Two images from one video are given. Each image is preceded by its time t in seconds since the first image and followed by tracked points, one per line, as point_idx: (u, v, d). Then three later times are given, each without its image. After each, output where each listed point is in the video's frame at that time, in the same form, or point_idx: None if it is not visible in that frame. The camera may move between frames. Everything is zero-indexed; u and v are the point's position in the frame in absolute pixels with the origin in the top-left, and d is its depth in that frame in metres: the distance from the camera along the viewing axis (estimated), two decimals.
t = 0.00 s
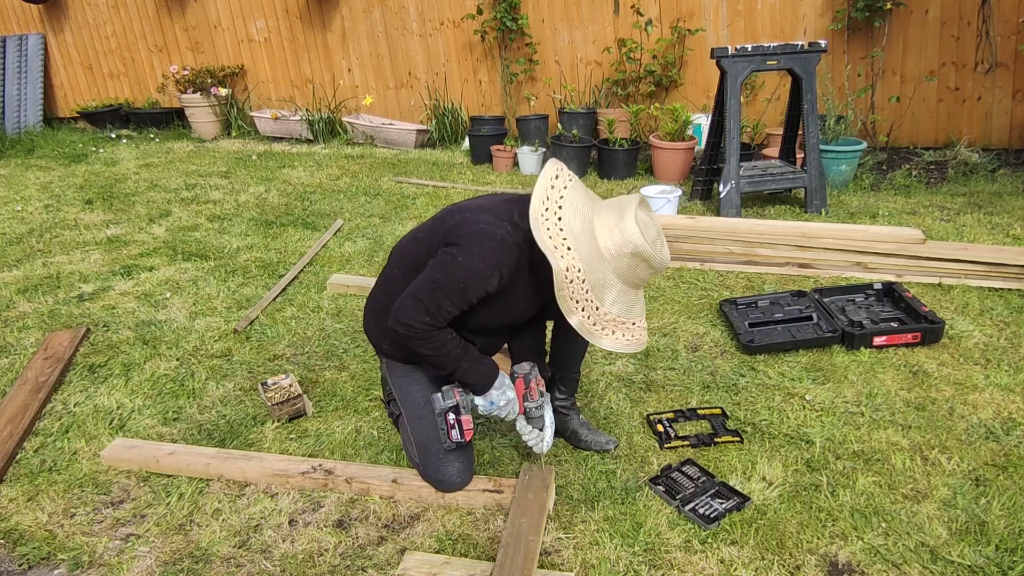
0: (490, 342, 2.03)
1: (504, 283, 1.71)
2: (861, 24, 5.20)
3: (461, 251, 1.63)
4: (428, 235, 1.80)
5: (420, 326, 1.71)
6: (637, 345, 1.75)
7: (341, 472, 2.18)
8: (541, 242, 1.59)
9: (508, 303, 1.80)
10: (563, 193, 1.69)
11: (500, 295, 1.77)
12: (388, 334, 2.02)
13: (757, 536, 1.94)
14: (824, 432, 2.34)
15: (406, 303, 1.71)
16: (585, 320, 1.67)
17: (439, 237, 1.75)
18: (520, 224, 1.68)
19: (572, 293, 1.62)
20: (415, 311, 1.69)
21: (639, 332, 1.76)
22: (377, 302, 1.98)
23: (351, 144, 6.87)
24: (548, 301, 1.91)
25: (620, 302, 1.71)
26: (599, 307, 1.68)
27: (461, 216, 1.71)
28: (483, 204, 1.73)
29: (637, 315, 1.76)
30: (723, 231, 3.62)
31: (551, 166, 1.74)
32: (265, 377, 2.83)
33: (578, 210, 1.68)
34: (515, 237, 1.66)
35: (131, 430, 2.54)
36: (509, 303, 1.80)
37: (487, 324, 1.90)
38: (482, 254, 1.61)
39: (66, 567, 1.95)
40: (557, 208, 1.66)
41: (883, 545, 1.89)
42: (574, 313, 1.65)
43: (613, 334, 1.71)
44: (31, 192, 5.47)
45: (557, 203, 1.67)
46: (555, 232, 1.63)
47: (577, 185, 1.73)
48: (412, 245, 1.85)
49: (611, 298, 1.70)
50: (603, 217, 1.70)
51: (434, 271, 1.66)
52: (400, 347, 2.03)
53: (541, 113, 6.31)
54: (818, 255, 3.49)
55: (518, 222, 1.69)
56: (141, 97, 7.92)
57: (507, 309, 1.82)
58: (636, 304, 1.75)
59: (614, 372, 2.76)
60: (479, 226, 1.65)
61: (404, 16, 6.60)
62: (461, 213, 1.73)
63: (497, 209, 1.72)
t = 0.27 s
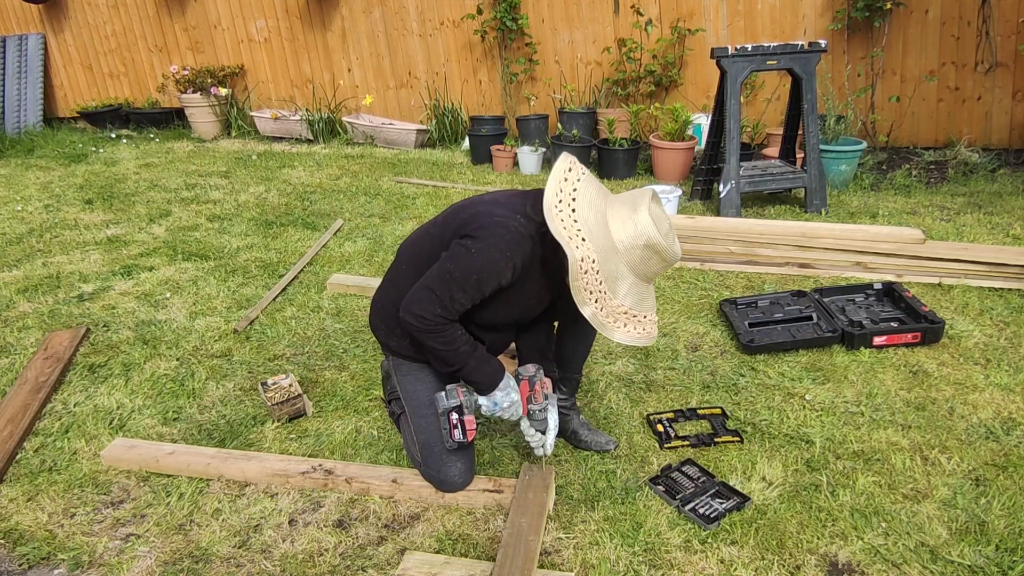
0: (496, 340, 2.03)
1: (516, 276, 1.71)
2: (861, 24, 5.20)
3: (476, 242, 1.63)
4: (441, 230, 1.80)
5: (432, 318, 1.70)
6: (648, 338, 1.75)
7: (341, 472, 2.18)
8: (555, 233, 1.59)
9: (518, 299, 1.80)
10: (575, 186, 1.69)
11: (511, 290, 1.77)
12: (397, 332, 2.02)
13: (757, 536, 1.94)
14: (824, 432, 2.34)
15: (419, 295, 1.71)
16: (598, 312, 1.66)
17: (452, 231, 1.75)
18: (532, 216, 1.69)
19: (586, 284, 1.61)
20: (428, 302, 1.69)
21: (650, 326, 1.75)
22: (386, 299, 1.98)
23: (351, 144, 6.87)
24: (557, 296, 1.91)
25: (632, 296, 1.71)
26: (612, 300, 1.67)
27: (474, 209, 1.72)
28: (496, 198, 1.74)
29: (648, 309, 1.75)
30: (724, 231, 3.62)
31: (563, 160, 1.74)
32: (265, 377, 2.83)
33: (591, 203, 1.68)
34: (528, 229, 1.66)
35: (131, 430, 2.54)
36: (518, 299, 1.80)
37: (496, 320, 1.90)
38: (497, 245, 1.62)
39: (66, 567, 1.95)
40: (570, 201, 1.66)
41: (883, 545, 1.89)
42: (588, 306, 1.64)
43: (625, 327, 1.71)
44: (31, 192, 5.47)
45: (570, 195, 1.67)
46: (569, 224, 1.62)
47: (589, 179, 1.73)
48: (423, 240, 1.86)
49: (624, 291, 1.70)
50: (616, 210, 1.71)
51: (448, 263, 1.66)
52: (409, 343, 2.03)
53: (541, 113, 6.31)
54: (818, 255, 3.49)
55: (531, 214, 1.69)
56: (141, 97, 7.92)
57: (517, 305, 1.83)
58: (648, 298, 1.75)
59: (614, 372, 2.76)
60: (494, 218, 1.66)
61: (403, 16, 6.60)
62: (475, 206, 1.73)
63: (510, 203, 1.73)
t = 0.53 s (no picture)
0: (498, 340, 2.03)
1: (521, 276, 1.71)
2: (861, 24, 5.20)
3: (481, 242, 1.63)
4: (445, 229, 1.80)
5: (436, 317, 1.70)
6: (650, 339, 1.76)
7: (341, 472, 2.18)
8: (565, 234, 1.57)
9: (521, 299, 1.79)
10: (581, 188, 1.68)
11: (514, 290, 1.77)
12: (399, 332, 2.02)
13: (757, 536, 1.94)
14: (824, 432, 2.34)
15: (423, 293, 1.71)
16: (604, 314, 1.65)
17: (456, 230, 1.75)
18: (537, 216, 1.68)
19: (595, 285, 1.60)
20: (432, 301, 1.69)
21: (651, 328, 1.77)
22: (388, 299, 1.98)
23: (351, 144, 6.87)
24: (559, 295, 1.91)
25: (636, 297, 1.72)
26: (617, 301, 1.67)
27: (479, 209, 1.71)
28: (500, 198, 1.74)
29: (649, 310, 1.77)
30: (724, 231, 3.62)
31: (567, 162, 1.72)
32: (265, 377, 2.83)
33: (597, 204, 1.68)
34: (534, 229, 1.66)
35: (131, 430, 2.54)
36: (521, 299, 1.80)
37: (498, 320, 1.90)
38: (502, 245, 1.61)
39: (66, 567, 1.95)
40: (577, 202, 1.65)
41: (883, 545, 1.89)
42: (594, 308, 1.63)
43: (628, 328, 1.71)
44: (31, 192, 5.47)
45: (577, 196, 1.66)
46: (577, 225, 1.61)
47: (593, 181, 1.73)
48: (426, 239, 1.85)
49: (628, 292, 1.70)
50: (620, 212, 1.72)
51: (452, 261, 1.66)
52: (410, 342, 2.03)
53: (541, 113, 6.31)
54: (818, 255, 3.49)
55: (535, 214, 1.69)
56: (141, 97, 7.92)
57: (520, 305, 1.83)
58: (649, 300, 1.76)
59: (614, 372, 2.77)
60: (499, 218, 1.66)
61: (403, 16, 6.60)
62: (479, 206, 1.73)
63: (515, 203, 1.72)
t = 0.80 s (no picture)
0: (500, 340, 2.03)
1: (523, 277, 1.71)
2: (861, 24, 5.20)
3: (484, 243, 1.62)
4: (447, 230, 1.79)
5: (440, 318, 1.70)
6: (651, 340, 1.76)
7: (341, 472, 2.18)
8: (566, 233, 1.57)
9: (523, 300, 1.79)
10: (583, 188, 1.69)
11: (517, 291, 1.77)
12: (401, 332, 2.02)
13: (757, 536, 1.94)
14: (824, 432, 2.34)
15: (426, 294, 1.70)
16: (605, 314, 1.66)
17: (459, 231, 1.75)
18: (540, 216, 1.68)
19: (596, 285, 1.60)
20: (436, 303, 1.69)
21: (653, 328, 1.76)
22: (391, 300, 1.98)
23: (351, 144, 6.87)
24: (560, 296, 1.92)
25: (638, 297, 1.72)
26: (618, 301, 1.67)
27: (482, 209, 1.71)
28: (503, 198, 1.73)
29: (651, 311, 1.76)
30: (724, 231, 3.63)
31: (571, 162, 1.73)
32: (265, 377, 2.83)
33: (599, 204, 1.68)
34: (536, 229, 1.66)
35: (131, 430, 2.54)
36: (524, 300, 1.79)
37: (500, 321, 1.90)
38: (505, 246, 1.61)
39: (66, 567, 1.95)
40: (580, 202, 1.66)
41: (883, 545, 1.89)
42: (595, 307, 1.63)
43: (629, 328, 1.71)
44: (31, 192, 5.47)
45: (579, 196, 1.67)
46: (579, 224, 1.61)
47: (596, 181, 1.73)
48: (429, 240, 1.85)
49: (630, 292, 1.70)
50: (623, 212, 1.72)
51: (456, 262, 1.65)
52: (411, 343, 2.03)
53: (541, 113, 6.31)
54: (818, 256, 3.49)
55: (538, 214, 1.69)
56: (141, 97, 7.92)
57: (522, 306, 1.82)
58: (652, 301, 1.76)
59: (614, 372, 2.76)
60: (502, 218, 1.65)
61: (403, 16, 6.60)
62: (482, 207, 1.72)
63: (517, 202, 1.72)
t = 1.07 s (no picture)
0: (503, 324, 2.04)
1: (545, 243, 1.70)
2: (861, 24, 5.20)
3: (504, 220, 1.61)
4: (456, 214, 1.78)
5: (475, 308, 1.68)
6: (669, 295, 1.85)
7: (341, 472, 2.18)
8: (599, 203, 1.59)
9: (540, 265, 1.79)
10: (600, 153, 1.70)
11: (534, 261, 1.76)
12: (410, 330, 2.01)
13: (757, 536, 1.94)
14: (824, 432, 2.34)
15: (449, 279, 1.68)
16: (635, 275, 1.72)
17: (470, 212, 1.73)
18: (552, 183, 1.67)
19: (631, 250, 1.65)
20: (470, 295, 1.66)
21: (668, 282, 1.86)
22: (399, 294, 1.97)
23: (351, 144, 6.87)
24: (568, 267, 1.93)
25: (657, 256, 1.80)
26: (646, 262, 1.74)
27: (490, 189, 1.69)
28: (510, 172, 1.71)
29: (667, 265, 1.86)
30: (724, 231, 3.65)
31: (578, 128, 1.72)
32: (265, 377, 2.83)
33: (617, 167, 1.71)
34: (551, 195, 1.64)
35: (131, 430, 2.54)
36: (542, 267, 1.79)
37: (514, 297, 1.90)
38: (525, 217, 1.60)
39: (66, 567, 1.95)
40: (599, 167, 1.67)
41: (883, 545, 1.89)
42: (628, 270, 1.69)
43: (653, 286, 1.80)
44: (31, 192, 5.47)
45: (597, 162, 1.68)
46: (607, 191, 1.64)
47: (609, 145, 1.74)
48: (438, 231, 1.84)
49: (653, 251, 1.78)
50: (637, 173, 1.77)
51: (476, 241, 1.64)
52: (423, 340, 2.01)
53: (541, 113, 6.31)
54: (819, 255, 3.50)
55: (551, 181, 1.67)
56: (141, 97, 7.92)
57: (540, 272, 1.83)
58: (666, 256, 1.86)
59: (614, 372, 2.77)
60: (514, 190, 1.63)
61: (404, 16, 6.60)
62: (489, 185, 1.71)
63: (525, 173, 1.69)
